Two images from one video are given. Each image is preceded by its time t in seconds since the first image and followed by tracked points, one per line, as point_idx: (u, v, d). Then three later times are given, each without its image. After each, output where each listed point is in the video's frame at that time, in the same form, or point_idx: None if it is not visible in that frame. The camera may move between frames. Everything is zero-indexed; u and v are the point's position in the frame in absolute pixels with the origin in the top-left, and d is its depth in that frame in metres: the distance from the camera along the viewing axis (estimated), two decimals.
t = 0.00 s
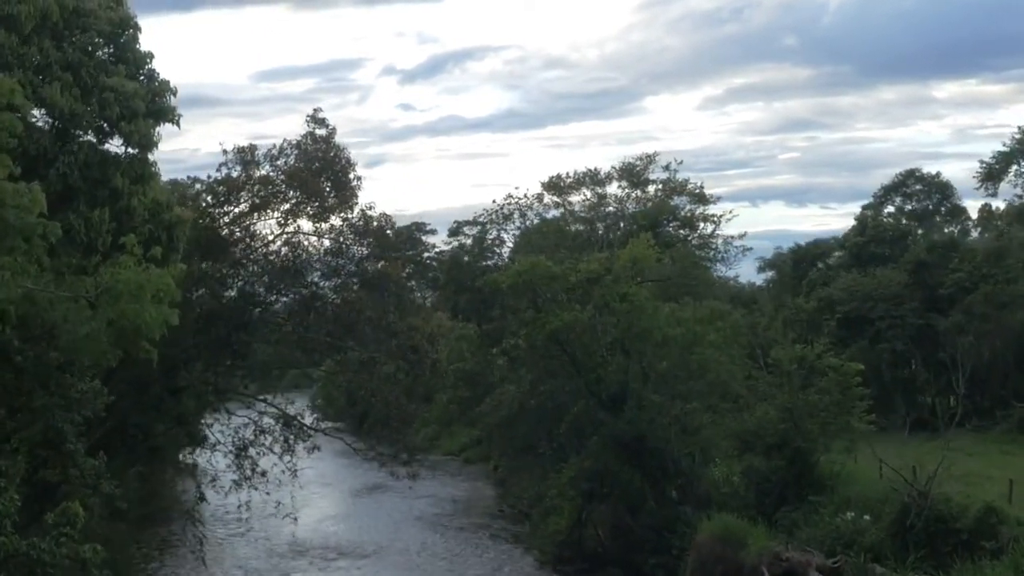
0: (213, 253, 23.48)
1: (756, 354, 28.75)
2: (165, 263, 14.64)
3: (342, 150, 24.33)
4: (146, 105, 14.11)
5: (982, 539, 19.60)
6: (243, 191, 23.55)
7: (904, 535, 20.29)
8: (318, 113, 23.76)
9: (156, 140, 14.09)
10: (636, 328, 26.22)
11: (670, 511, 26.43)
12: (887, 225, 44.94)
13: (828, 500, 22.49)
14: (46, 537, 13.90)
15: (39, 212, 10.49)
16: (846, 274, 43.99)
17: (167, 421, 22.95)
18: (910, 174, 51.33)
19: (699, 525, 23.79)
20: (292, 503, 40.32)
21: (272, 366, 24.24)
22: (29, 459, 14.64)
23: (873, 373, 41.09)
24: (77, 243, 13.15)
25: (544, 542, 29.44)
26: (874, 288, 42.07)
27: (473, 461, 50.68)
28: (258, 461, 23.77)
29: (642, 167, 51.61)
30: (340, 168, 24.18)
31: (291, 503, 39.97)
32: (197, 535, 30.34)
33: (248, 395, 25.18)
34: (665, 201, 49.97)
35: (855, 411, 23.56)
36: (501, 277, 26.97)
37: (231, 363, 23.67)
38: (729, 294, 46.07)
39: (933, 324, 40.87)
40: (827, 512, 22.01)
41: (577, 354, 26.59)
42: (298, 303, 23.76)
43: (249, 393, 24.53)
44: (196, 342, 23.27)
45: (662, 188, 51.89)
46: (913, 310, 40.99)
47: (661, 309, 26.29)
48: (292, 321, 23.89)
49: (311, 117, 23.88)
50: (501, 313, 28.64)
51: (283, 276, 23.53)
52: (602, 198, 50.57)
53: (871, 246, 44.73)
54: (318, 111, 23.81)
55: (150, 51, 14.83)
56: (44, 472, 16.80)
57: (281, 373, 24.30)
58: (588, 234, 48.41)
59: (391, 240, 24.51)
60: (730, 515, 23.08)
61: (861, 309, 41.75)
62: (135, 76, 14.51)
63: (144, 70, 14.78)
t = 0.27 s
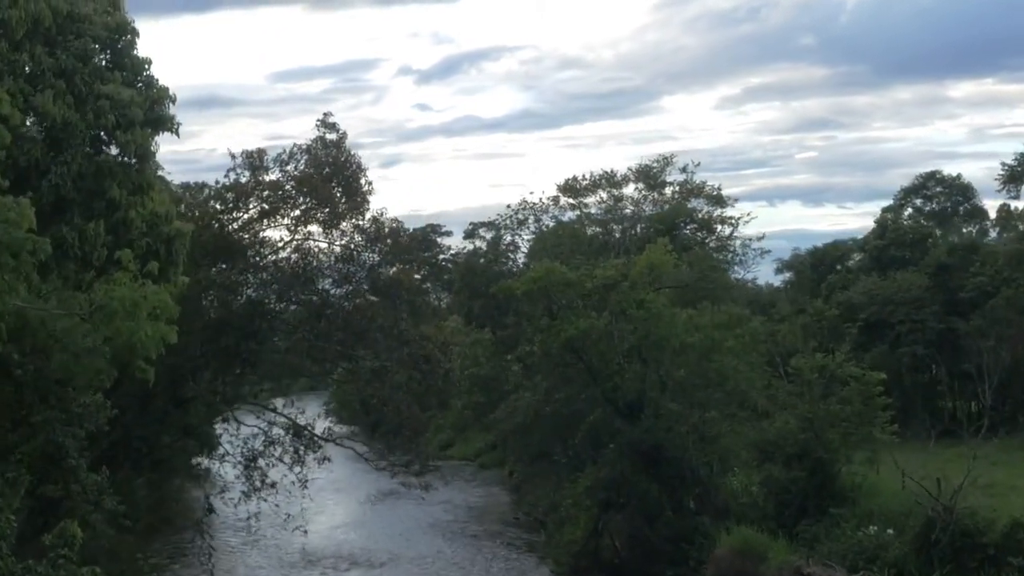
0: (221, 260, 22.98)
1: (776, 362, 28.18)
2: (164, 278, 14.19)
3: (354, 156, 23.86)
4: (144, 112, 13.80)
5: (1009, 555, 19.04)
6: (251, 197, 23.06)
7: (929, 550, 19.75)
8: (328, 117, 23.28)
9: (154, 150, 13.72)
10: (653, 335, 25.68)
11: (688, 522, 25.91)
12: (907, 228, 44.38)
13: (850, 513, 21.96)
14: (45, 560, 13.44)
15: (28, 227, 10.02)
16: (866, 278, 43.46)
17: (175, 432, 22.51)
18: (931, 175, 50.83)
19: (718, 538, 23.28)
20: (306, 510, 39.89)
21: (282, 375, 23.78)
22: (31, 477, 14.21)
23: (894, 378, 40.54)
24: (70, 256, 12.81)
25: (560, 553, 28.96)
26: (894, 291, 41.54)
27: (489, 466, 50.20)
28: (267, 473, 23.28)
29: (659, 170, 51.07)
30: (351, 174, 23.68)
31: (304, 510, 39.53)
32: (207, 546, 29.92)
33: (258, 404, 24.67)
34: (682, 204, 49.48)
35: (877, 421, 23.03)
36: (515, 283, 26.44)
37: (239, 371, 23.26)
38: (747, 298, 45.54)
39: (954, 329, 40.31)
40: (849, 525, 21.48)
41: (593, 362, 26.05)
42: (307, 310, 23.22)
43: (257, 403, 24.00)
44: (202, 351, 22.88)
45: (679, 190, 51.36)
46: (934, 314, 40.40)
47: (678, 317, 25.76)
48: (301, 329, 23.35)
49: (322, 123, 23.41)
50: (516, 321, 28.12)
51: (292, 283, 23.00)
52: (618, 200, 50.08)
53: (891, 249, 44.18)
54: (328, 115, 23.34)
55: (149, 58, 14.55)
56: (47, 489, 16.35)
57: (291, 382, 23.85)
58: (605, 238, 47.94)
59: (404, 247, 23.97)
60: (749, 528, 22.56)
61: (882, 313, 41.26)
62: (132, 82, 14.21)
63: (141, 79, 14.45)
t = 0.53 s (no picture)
0: (230, 271, 22.31)
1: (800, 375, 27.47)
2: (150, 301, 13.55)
3: (366, 164, 23.28)
4: (136, 124, 13.31)
5: None
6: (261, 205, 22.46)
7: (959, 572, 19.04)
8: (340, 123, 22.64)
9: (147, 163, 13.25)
10: (675, 346, 25.01)
11: (711, 538, 25.23)
12: (933, 232, 43.60)
13: (878, 531, 21.26)
14: None
15: (9, 249, 9.43)
16: (892, 283, 42.71)
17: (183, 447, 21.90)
18: (957, 178, 50.07)
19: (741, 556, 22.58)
20: (321, 519, 39.28)
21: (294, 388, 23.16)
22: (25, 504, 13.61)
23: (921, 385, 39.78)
24: (58, 278, 12.19)
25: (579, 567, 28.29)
26: (920, 296, 40.77)
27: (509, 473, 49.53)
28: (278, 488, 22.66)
29: (680, 173, 50.24)
30: (364, 181, 23.08)
31: (321, 520, 38.96)
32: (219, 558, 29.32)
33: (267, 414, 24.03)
34: (704, 208, 48.79)
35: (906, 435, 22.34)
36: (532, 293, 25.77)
37: (250, 385, 22.60)
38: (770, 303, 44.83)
39: (982, 335, 39.51)
40: (877, 544, 20.78)
41: (613, 374, 25.34)
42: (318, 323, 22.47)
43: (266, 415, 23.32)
44: (213, 365, 22.02)
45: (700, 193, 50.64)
46: (961, 320, 39.57)
47: (702, 326, 25.03)
48: (312, 341, 22.64)
49: (334, 129, 22.82)
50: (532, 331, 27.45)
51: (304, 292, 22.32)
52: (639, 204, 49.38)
53: (917, 253, 43.42)
54: (340, 121, 22.71)
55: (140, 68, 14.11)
56: (45, 512, 15.79)
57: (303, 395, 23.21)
58: (626, 242, 47.27)
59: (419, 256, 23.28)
60: (774, 546, 21.87)
61: (909, 319, 40.49)
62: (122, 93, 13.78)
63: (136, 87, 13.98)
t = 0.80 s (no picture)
0: (237, 281, 21.79)
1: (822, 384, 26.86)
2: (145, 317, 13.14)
3: (376, 170, 22.72)
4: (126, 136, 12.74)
5: None
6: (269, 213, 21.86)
7: None
8: (349, 129, 22.16)
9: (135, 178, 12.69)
10: (692, 356, 24.52)
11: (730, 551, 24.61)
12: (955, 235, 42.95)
13: (902, 548, 20.62)
14: None
15: None
16: (913, 287, 42.06)
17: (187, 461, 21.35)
18: (979, 181, 49.42)
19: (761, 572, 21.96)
20: (333, 527, 38.74)
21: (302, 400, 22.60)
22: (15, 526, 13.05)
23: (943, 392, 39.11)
24: (42, 301, 11.69)
25: None
26: (942, 300, 40.11)
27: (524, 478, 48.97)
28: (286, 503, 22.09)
29: (698, 176, 49.61)
30: (373, 188, 22.52)
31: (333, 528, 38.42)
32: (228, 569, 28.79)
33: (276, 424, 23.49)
34: (722, 211, 48.20)
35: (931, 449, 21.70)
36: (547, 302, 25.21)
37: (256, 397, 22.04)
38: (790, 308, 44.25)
39: (1005, 341, 38.84)
40: (901, 562, 20.14)
41: (630, 384, 24.76)
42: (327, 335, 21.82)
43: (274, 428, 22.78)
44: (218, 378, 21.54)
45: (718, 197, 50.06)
46: (984, 325, 38.81)
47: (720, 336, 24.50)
48: (320, 352, 22.08)
49: (343, 135, 22.28)
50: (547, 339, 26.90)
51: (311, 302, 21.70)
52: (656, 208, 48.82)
53: (938, 257, 42.77)
54: (349, 127, 22.23)
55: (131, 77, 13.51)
56: (41, 532, 15.24)
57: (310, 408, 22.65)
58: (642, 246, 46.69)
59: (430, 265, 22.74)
60: (794, 563, 21.24)
61: (930, 324, 39.79)
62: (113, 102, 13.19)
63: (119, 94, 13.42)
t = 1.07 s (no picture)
0: (242, 289, 21.27)
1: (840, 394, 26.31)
2: (136, 336, 13.02)
3: (385, 177, 22.22)
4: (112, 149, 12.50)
5: None
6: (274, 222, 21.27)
7: None
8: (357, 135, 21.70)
9: (126, 195, 12.41)
10: (707, 367, 24.11)
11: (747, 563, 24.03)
12: (975, 239, 42.33)
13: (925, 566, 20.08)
14: None
15: None
16: (932, 292, 41.48)
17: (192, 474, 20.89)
18: (999, 183, 48.82)
19: None
20: (348, 534, 38.27)
21: (309, 413, 22.15)
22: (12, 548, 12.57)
23: (962, 398, 38.53)
24: (25, 320, 11.38)
25: None
26: (962, 305, 39.48)
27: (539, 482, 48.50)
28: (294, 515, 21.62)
29: (713, 178, 49.14)
30: (382, 195, 22.03)
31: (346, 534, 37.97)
32: None
33: (284, 435, 22.98)
34: (738, 214, 47.67)
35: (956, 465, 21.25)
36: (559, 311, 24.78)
37: (262, 410, 21.55)
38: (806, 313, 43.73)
39: None
40: None
41: (645, 395, 24.25)
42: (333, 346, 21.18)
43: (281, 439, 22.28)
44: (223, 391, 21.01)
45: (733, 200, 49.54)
46: (1006, 331, 38.10)
47: (738, 347, 24.01)
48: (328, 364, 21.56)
49: (351, 141, 21.81)
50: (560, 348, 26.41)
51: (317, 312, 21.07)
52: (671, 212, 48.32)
53: (958, 261, 42.17)
54: (356, 133, 21.76)
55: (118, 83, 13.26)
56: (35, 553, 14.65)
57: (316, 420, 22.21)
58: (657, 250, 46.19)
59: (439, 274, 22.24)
60: None
61: (949, 329, 39.15)
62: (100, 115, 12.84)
63: (104, 100, 13.10)
